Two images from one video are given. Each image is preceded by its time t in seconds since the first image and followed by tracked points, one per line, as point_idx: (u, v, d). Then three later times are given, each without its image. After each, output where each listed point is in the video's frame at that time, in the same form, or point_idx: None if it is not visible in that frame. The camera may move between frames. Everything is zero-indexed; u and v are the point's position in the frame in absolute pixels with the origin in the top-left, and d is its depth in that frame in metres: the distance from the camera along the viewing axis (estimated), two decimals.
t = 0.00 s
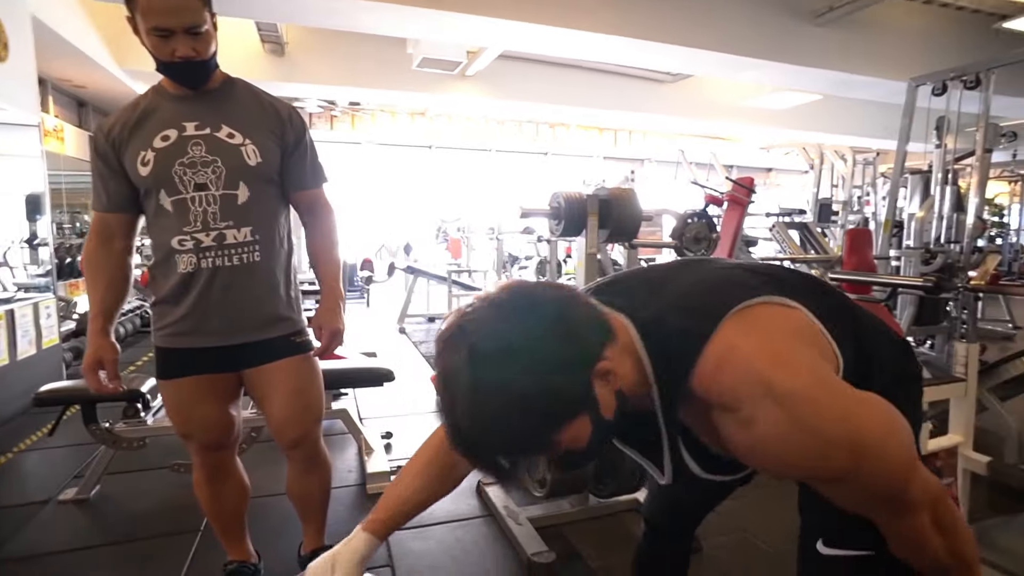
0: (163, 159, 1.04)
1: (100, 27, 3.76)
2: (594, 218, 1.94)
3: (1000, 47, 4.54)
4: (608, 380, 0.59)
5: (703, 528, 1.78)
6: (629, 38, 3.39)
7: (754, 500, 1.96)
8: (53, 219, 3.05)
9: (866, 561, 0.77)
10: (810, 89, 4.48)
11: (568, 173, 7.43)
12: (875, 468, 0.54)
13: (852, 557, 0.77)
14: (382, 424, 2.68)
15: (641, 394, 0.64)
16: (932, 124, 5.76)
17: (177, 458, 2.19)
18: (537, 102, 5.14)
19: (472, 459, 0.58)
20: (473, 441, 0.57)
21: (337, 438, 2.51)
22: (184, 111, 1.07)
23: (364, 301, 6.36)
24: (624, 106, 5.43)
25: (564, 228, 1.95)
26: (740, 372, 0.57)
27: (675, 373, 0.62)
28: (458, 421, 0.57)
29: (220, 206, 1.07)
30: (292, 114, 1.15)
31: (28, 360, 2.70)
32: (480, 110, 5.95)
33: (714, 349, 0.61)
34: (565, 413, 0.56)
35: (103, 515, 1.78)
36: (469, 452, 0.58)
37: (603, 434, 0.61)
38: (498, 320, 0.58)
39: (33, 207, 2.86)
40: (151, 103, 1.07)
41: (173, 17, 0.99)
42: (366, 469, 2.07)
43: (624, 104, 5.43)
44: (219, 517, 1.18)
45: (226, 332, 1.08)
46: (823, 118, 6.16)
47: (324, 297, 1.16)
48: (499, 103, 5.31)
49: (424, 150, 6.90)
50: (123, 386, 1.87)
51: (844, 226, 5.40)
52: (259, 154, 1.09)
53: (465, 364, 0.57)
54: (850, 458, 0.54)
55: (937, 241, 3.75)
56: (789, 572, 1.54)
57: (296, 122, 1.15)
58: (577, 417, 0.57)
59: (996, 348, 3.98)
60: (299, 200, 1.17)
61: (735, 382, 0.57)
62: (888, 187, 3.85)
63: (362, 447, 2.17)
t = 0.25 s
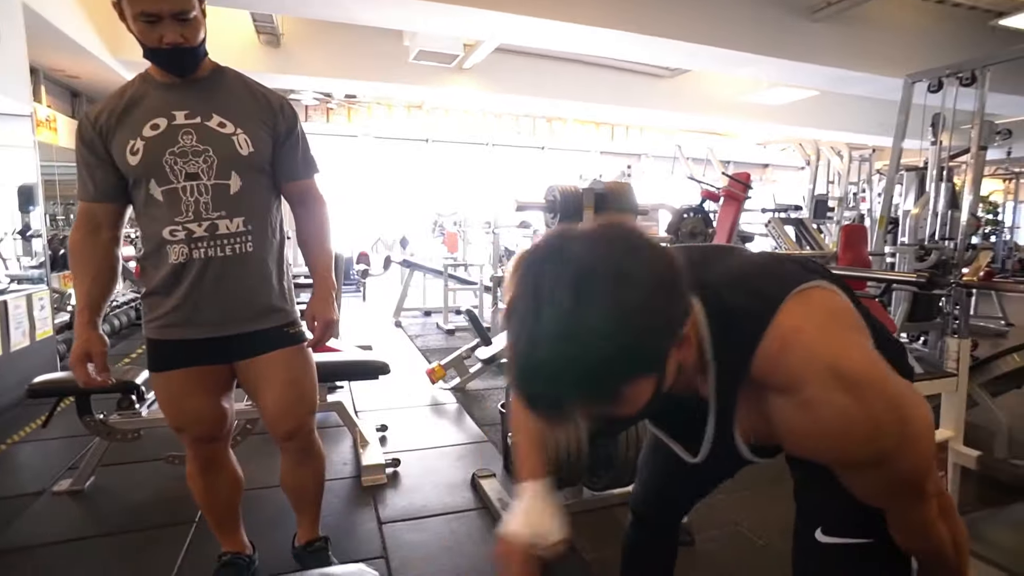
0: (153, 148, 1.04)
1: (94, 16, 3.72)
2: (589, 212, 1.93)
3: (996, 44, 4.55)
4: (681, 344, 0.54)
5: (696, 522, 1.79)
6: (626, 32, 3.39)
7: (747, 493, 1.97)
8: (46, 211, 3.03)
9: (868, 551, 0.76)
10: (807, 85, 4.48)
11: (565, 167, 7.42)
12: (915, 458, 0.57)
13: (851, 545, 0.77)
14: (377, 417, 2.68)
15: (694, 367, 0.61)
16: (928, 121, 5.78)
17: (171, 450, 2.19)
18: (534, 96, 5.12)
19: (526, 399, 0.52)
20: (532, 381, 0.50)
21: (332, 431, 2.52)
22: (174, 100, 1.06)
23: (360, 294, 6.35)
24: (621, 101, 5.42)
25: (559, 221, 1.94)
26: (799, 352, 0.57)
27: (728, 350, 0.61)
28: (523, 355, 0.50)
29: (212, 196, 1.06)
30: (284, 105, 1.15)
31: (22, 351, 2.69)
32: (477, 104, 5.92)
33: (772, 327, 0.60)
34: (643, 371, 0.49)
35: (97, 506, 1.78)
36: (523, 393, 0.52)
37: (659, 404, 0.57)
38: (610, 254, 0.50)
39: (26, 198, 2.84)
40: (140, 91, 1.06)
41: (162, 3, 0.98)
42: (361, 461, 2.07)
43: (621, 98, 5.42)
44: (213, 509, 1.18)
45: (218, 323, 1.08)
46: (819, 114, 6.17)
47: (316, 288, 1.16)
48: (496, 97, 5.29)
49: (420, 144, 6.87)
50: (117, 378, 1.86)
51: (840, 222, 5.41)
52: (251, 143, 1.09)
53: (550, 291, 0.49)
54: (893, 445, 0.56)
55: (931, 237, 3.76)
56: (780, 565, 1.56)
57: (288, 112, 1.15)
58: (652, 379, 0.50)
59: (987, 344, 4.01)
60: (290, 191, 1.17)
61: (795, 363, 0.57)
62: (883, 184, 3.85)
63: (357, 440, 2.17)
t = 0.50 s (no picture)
0: (135, 145, 1.03)
1: (78, 12, 3.65)
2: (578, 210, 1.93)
3: (982, 45, 4.60)
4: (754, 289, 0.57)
5: (685, 518, 1.80)
6: (617, 31, 3.39)
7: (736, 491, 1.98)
8: (30, 209, 2.99)
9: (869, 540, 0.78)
10: (796, 85, 4.51)
11: (556, 166, 7.41)
12: (950, 427, 0.62)
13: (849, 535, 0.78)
14: (367, 416, 2.67)
15: (758, 313, 0.64)
16: (915, 121, 5.82)
17: (158, 451, 2.17)
18: (525, 95, 5.12)
19: (610, 296, 0.51)
20: (629, 275, 0.50)
21: (322, 430, 2.51)
22: (158, 97, 1.05)
23: (352, 294, 6.32)
24: (612, 100, 5.43)
25: (548, 220, 1.94)
26: (868, 306, 0.61)
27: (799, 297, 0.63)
28: (624, 248, 0.50)
29: (196, 194, 1.05)
30: (269, 103, 1.14)
31: (7, 351, 2.65)
32: (468, 102, 5.90)
33: (841, 279, 0.63)
34: (723, 293, 0.51)
35: (83, 508, 1.76)
36: (609, 290, 0.51)
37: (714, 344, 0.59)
38: (729, 175, 0.52)
39: (11, 196, 2.80)
40: (123, 88, 1.05)
41: None
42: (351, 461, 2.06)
43: (612, 97, 5.43)
44: (200, 508, 1.17)
45: (202, 323, 1.07)
46: (809, 113, 6.20)
47: (302, 289, 1.15)
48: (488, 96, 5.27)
49: (412, 143, 6.85)
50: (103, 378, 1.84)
51: (829, 221, 5.44)
52: (236, 141, 1.08)
53: (667, 189, 0.50)
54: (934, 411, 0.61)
55: (918, 236, 3.80)
56: (768, 562, 1.57)
57: (273, 110, 1.14)
58: (728, 305, 0.52)
59: (973, 341, 4.06)
60: (276, 190, 1.16)
61: (864, 315, 0.61)
62: (872, 183, 3.88)
63: (346, 439, 2.16)
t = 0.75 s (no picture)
0: (113, 146, 1.01)
1: (57, 10, 3.58)
2: (564, 215, 1.93)
3: (960, 55, 4.69)
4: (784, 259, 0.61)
5: (670, 524, 1.80)
6: (605, 37, 3.42)
7: (720, 496, 1.98)
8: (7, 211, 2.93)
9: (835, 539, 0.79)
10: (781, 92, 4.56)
11: (544, 170, 7.43)
12: (951, 396, 0.70)
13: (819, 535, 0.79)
14: (352, 422, 2.65)
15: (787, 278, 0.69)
16: (896, 128, 5.92)
17: (137, 458, 2.13)
18: (513, 99, 5.14)
19: (682, 215, 0.54)
20: (705, 197, 0.53)
21: (306, 436, 2.48)
22: (136, 97, 1.03)
23: (338, 298, 6.27)
24: (600, 105, 5.45)
25: (534, 225, 1.94)
26: (883, 273, 0.69)
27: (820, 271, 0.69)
28: (707, 168, 0.53)
29: (175, 197, 1.03)
30: (252, 106, 1.13)
31: None
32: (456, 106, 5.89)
33: (863, 249, 0.70)
34: (777, 236, 0.55)
35: (58, 518, 1.72)
36: (683, 206, 0.54)
37: (742, 294, 0.63)
38: (814, 124, 0.56)
39: None
40: (100, 88, 1.04)
41: None
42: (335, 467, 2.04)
43: (600, 103, 5.46)
44: (179, 517, 1.14)
45: (181, 328, 1.05)
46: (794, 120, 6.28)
47: (283, 295, 1.14)
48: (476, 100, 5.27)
49: (399, 146, 6.82)
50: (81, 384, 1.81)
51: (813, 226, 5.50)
52: (217, 144, 1.07)
53: (759, 120, 0.54)
54: (936, 376, 0.69)
55: (899, 242, 3.85)
56: (752, 566, 1.57)
57: (256, 113, 1.13)
58: (776, 251, 0.56)
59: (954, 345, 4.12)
60: (258, 194, 1.14)
61: (879, 282, 0.69)
62: (854, 189, 3.94)
63: (331, 445, 2.14)
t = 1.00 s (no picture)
0: (97, 159, 1.00)
1: (45, 22, 3.57)
2: (554, 226, 1.93)
3: (943, 67, 4.78)
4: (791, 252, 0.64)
5: (663, 535, 1.79)
6: (594, 49, 3.45)
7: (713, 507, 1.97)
8: None
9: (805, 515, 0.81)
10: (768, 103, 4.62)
11: (535, 181, 7.45)
12: (943, 384, 0.73)
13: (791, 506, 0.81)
14: (342, 435, 2.62)
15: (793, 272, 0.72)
16: (882, 138, 6.00)
17: (123, 475, 2.09)
18: (504, 110, 5.17)
19: (710, 199, 0.57)
20: (736, 181, 0.55)
21: (295, 450, 2.45)
22: (121, 110, 1.02)
23: (329, 309, 6.23)
24: (590, 115, 5.49)
25: (524, 236, 1.94)
26: (880, 268, 0.73)
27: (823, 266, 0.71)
28: (735, 154, 0.55)
29: (160, 210, 1.02)
30: (240, 119, 1.12)
31: None
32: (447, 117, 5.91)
33: (863, 245, 0.73)
34: (790, 225, 0.58)
35: (40, 538, 1.68)
36: (709, 190, 0.56)
37: (749, 284, 0.66)
38: (833, 118, 0.59)
39: None
40: (84, 100, 1.03)
41: (109, 3, 0.95)
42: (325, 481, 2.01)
43: (590, 114, 5.50)
44: (163, 534, 1.12)
45: (166, 343, 1.03)
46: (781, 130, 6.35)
47: (272, 308, 1.13)
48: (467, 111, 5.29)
49: (390, 157, 6.83)
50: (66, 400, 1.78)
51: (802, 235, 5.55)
52: (204, 156, 1.06)
53: (787, 111, 0.57)
54: (931, 365, 0.72)
55: (887, 250, 3.89)
56: None
57: (243, 125, 1.12)
58: (787, 242, 0.60)
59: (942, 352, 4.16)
60: (245, 206, 1.14)
61: (878, 276, 0.72)
62: (842, 199, 3.98)
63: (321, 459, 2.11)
